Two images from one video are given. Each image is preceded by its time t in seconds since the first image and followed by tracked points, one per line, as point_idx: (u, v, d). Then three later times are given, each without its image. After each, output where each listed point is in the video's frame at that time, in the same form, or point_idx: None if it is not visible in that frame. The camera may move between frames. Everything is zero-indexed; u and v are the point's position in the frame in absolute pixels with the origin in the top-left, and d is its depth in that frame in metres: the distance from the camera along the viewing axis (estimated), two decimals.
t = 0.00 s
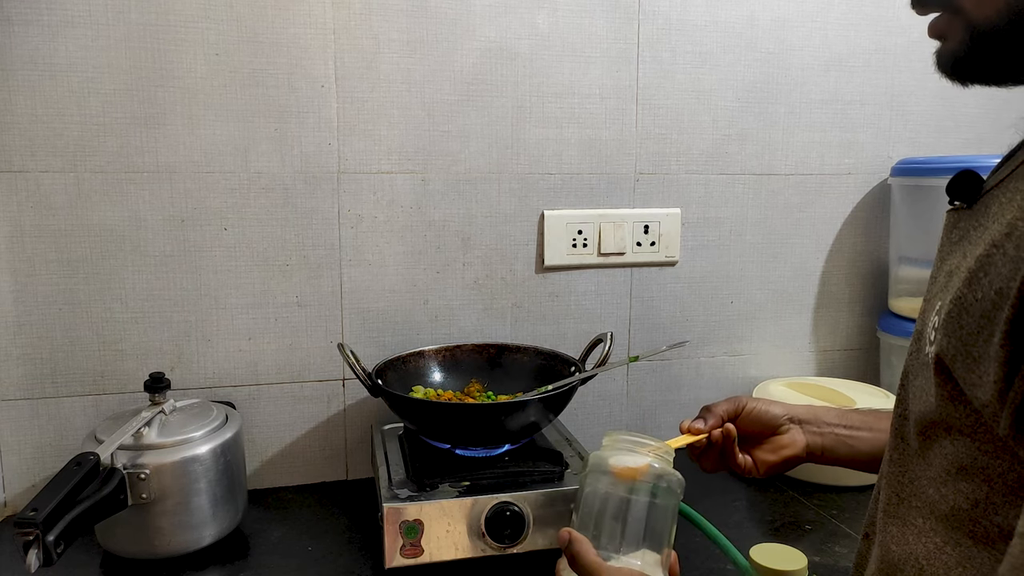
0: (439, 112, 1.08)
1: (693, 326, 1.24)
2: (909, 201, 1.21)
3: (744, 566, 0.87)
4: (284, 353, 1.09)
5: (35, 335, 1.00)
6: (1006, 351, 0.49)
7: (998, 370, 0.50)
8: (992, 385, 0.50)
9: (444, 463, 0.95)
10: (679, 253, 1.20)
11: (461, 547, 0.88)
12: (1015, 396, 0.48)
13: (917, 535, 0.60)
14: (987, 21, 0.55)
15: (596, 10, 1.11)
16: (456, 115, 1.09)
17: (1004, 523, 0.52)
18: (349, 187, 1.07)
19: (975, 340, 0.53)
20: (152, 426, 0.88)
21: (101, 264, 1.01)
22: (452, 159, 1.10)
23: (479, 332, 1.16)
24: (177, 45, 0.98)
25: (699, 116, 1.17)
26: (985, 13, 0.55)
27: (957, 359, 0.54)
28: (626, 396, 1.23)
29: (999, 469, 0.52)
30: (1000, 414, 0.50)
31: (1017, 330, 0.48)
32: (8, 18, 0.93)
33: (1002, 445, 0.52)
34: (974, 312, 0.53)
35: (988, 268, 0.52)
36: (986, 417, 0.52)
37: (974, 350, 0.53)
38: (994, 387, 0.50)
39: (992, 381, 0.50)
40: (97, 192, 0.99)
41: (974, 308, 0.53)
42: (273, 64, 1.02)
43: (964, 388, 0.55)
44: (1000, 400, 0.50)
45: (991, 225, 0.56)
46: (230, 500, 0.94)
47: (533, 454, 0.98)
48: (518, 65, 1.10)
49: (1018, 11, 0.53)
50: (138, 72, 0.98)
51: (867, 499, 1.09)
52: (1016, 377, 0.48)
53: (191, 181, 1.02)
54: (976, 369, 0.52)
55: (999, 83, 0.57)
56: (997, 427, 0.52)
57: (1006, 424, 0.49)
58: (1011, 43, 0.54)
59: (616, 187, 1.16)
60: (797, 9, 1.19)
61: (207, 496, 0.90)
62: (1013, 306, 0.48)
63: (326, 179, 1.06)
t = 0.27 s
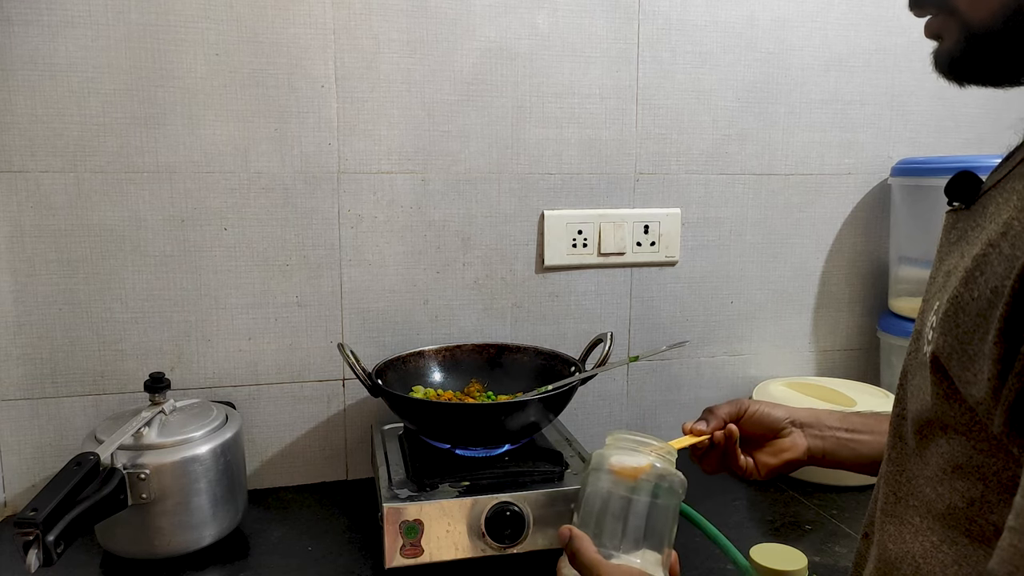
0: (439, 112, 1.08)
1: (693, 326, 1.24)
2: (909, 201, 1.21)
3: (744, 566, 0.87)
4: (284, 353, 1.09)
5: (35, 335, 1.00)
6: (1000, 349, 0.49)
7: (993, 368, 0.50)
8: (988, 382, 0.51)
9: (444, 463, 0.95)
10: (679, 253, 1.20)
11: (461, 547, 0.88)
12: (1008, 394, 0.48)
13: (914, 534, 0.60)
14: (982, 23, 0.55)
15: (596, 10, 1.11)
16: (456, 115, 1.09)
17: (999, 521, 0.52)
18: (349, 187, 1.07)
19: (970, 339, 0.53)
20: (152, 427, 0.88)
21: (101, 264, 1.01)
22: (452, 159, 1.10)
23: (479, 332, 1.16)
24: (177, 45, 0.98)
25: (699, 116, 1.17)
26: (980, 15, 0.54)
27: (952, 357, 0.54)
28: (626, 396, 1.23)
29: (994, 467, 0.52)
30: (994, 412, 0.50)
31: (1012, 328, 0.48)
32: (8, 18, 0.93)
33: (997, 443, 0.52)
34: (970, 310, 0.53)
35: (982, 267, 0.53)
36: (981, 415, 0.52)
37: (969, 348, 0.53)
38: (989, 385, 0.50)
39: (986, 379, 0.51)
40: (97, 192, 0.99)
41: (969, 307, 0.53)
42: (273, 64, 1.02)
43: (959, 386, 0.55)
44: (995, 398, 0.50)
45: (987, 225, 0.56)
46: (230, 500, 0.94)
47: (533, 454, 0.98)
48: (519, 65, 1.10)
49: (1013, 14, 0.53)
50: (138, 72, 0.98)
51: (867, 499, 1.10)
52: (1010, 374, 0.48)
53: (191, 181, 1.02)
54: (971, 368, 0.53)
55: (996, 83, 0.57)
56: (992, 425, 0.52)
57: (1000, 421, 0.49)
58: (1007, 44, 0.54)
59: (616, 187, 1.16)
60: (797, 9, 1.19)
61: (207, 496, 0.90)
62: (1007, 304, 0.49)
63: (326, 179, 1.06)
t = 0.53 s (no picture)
0: (439, 112, 1.08)
1: (693, 326, 1.24)
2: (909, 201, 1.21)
3: (744, 566, 0.87)
4: (284, 353, 1.09)
5: (35, 335, 1.00)
6: (999, 347, 0.49)
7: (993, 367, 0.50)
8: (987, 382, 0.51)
9: (444, 463, 0.95)
10: (679, 253, 1.20)
11: (461, 547, 0.88)
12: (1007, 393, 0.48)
13: (914, 533, 0.60)
14: (982, 24, 0.55)
15: (596, 10, 1.11)
16: (457, 115, 1.09)
17: (999, 520, 0.52)
18: (349, 187, 1.07)
19: (970, 337, 0.53)
20: (152, 427, 0.88)
21: (101, 264, 1.01)
22: (452, 159, 1.10)
23: (479, 332, 1.16)
24: (177, 45, 0.98)
25: (699, 116, 1.17)
26: (979, 15, 0.54)
27: (951, 356, 0.54)
28: (626, 396, 1.23)
29: (994, 466, 0.53)
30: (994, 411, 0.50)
31: (1011, 327, 0.48)
32: (8, 18, 0.93)
33: (996, 442, 0.53)
34: (969, 309, 0.53)
35: (981, 266, 0.53)
36: (980, 413, 0.53)
37: (969, 346, 0.53)
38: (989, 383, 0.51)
39: (986, 377, 0.51)
40: (97, 192, 0.99)
41: (968, 305, 0.53)
42: (274, 64, 1.02)
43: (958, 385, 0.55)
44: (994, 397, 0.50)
45: (987, 223, 0.56)
46: (230, 500, 0.94)
47: (533, 454, 0.98)
48: (519, 65, 1.10)
49: (1012, 15, 0.53)
50: (138, 72, 0.98)
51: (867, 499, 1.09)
52: (1010, 371, 0.48)
53: (191, 181, 1.02)
54: (971, 366, 0.53)
55: (996, 84, 0.57)
56: (991, 424, 0.52)
57: (1000, 418, 0.49)
58: (1007, 46, 0.54)
59: (616, 187, 1.16)
60: (797, 9, 1.19)
61: (207, 496, 0.90)
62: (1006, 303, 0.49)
63: (326, 179, 1.06)
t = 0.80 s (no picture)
0: (439, 112, 1.08)
1: (693, 326, 1.24)
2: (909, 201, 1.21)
3: (744, 566, 0.87)
4: (284, 353, 1.09)
5: (35, 335, 1.00)
6: (998, 345, 0.49)
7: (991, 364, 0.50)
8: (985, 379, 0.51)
9: (444, 463, 0.95)
10: (679, 253, 1.20)
11: (461, 547, 0.88)
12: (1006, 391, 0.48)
13: (913, 531, 0.59)
14: (982, 24, 0.55)
15: (596, 10, 1.11)
16: (457, 115, 1.09)
17: (997, 517, 0.53)
18: (349, 187, 1.07)
19: (967, 335, 0.53)
20: (152, 426, 0.88)
21: (101, 264, 1.01)
22: (452, 159, 1.10)
23: (479, 332, 1.16)
24: (177, 45, 0.98)
25: (699, 116, 1.17)
26: (979, 15, 0.54)
27: (949, 353, 0.55)
28: (626, 396, 1.23)
29: (993, 463, 0.53)
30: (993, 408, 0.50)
31: (1009, 324, 0.49)
32: (8, 18, 0.93)
33: (995, 439, 0.53)
34: (967, 306, 0.53)
35: (978, 263, 0.53)
36: (979, 411, 0.53)
37: (966, 344, 0.53)
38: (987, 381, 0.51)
39: (985, 375, 0.51)
40: (97, 192, 0.99)
41: (966, 303, 0.53)
42: (273, 64, 1.02)
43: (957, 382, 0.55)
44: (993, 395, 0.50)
45: (984, 221, 0.56)
46: (230, 500, 0.94)
47: (533, 454, 0.98)
48: (519, 65, 1.10)
49: (1013, 15, 0.53)
50: (138, 72, 0.98)
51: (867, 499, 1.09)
52: (1008, 370, 0.48)
53: (191, 181, 1.02)
54: (968, 363, 0.53)
55: (996, 83, 0.57)
56: (989, 421, 0.52)
57: (997, 417, 0.50)
58: (1008, 45, 0.54)
59: (616, 187, 1.16)
60: (797, 9, 1.19)
61: (207, 496, 0.90)
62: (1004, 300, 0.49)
63: (326, 179, 1.06)
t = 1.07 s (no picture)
0: (439, 112, 1.08)
1: (693, 326, 1.24)
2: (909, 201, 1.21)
3: (744, 566, 0.87)
4: (284, 353, 1.09)
5: (35, 335, 1.00)
6: (993, 342, 0.49)
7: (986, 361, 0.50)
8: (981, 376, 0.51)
9: (444, 463, 0.95)
10: (679, 253, 1.20)
11: (461, 547, 0.88)
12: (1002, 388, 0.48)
13: (910, 529, 0.59)
14: (982, 24, 0.55)
15: (596, 10, 1.11)
16: (457, 115, 1.09)
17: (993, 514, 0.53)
18: (349, 187, 1.07)
19: (963, 332, 0.53)
20: (152, 426, 0.88)
21: (101, 264, 1.01)
22: (452, 159, 1.10)
23: (479, 332, 1.16)
24: (177, 45, 0.98)
25: (699, 116, 1.17)
26: (979, 15, 0.54)
27: (944, 350, 0.55)
28: (626, 396, 1.23)
29: (989, 460, 0.53)
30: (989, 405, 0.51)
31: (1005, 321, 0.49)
32: (8, 18, 0.93)
33: (991, 436, 0.53)
34: (962, 303, 0.53)
35: (973, 260, 0.53)
36: (974, 408, 0.53)
37: (962, 341, 0.53)
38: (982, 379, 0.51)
39: (980, 372, 0.51)
40: (97, 192, 0.99)
41: (961, 300, 0.53)
42: (273, 64, 1.02)
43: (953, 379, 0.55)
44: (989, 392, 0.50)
45: (980, 219, 0.56)
46: (230, 500, 0.94)
47: (533, 454, 0.98)
48: (519, 65, 1.10)
49: (1013, 15, 0.53)
50: (138, 72, 0.98)
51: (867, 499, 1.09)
52: (1003, 367, 0.49)
53: (191, 181, 1.02)
54: (963, 361, 0.53)
55: (996, 82, 0.57)
56: (985, 418, 0.52)
57: (992, 414, 0.50)
58: (1007, 44, 0.54)
59: (616, 187, 1.16)
60: (797, 9, 1.19)
61: (207, 496, 0.90)
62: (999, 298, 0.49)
63: (326, 179, 1.06)
